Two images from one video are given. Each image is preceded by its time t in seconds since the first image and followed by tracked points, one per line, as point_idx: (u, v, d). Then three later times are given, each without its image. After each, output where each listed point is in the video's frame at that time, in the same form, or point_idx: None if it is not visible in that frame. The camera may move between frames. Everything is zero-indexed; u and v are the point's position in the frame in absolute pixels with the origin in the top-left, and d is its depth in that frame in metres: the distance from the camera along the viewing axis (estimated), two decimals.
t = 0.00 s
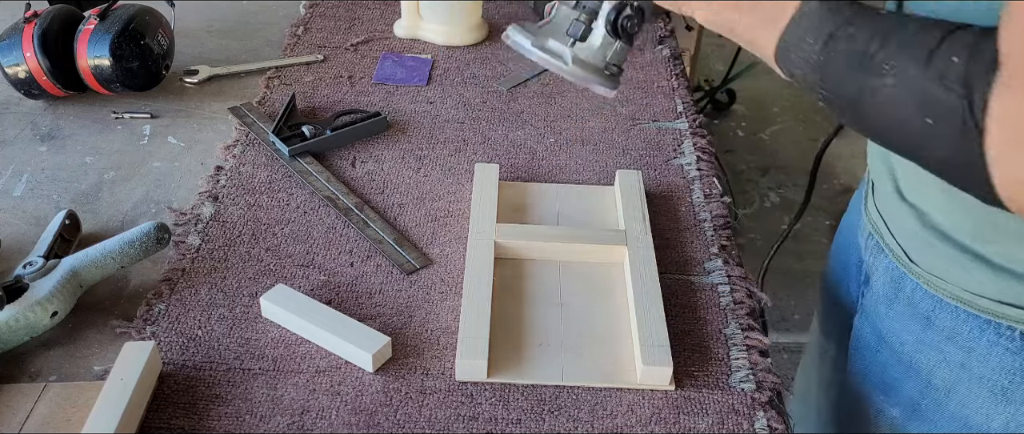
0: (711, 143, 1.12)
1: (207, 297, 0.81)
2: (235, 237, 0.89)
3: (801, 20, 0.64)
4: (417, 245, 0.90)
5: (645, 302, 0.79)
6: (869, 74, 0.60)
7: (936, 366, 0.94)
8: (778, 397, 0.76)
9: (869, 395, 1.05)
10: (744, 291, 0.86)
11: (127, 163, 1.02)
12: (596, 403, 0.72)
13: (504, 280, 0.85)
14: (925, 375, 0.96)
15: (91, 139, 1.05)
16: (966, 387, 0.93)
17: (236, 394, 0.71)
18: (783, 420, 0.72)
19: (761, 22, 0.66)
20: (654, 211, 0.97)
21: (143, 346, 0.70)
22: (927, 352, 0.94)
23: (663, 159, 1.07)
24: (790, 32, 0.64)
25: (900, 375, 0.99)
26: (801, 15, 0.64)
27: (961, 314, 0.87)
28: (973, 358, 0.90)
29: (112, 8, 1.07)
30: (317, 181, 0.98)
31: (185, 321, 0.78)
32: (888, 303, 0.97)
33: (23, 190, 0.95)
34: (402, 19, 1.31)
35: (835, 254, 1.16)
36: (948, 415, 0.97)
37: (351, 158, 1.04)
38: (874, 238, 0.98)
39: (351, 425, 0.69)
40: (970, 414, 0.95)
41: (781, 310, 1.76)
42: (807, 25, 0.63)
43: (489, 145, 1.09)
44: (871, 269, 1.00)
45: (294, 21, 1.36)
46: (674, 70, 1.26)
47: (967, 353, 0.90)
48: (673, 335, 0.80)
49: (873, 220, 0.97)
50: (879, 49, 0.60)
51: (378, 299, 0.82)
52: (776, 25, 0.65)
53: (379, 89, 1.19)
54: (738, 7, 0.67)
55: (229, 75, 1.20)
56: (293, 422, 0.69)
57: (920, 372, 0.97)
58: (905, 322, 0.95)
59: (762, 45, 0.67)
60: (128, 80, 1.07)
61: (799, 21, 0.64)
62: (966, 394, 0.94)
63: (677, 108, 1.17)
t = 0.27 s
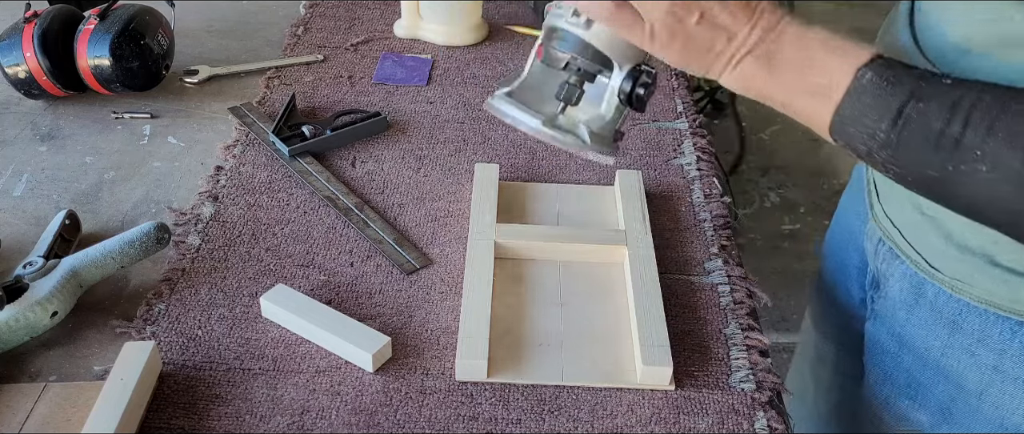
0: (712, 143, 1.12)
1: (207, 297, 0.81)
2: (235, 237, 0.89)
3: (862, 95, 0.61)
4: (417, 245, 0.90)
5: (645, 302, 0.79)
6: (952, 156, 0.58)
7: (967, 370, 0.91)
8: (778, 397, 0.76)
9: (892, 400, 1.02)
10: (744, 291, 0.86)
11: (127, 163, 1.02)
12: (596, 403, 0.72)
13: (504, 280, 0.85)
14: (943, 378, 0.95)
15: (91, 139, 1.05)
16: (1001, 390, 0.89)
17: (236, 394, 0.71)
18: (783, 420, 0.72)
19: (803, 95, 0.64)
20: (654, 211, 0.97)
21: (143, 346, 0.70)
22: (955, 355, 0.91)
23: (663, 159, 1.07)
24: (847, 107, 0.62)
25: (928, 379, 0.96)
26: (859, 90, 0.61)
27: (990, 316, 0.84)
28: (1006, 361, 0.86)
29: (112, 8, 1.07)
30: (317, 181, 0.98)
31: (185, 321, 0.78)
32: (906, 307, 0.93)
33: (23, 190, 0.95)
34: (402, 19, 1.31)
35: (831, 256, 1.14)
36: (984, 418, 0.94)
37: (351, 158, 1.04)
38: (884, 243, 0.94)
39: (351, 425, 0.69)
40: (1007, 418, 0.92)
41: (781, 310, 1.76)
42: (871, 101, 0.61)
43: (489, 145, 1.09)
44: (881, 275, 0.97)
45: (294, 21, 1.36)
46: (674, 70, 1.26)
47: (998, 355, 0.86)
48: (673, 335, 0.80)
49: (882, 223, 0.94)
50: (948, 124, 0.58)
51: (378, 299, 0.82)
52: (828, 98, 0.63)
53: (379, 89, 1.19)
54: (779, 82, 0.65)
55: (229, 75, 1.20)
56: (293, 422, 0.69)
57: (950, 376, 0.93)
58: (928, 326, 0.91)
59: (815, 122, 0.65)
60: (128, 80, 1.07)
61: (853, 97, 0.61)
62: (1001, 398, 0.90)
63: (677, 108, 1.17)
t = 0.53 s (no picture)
0: (711, 143, 1.12)
1: (207, 297, 0.81)
2: (235, 237, 0.89)
3: (866, 147, 0.63)
4: (417, 245, 0.90)
5: (645, 302, 0.79)
6: (963, 215, 0.60)
7: (974, 373, 0.90)
8: (778, 397, 0.76)
9: (895, 404, 1.01)
10: (743, 291, 0.86)
11: (127, 163, 1.02)
12: (596, 403, 0.72)
13: (504, 280, 0.85)
14: (949, 379, 0.93)
15: (91, 139, 1.05)
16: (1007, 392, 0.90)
17: (236, 394, 0.71)
18: (783, 420, 0.72)
19: (807, 141, 0.65)
20: (654, 211, 0.97)
21: (143, 346, 0.70)
22: (963, 359, 0.90)
23: (663, 159, 1.07)
24: (852, 158, 0.64)
25: (933, 383, 0.95)
26: (864, 141, 0.63)
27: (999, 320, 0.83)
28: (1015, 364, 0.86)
29: (112, 8, 1.07)
30: (317, 181, 0.98)
31: (185, 321, 0.78)
32: (912, 313, 0.92)
33: (23, 190, 0.95)
34: (402, 19, 1.31)
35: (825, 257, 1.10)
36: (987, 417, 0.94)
37: (351, 158, 1.04)
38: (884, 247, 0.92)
39: (351, 425, 0.68)
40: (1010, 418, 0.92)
41: (781, 310, 1.71)
42: (874, 153, 0.63)
43: (489, 145, 1.09)
44: (882, 280, 0.94)
45: (294, 21, 1.36)
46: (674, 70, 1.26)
47: (1008, 358, 0.86)
48: (673, 335, 0.80)
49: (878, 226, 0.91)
50: (958, 182, 0.60)
51: (378, 299, 0.82)
52: (828, 146, 0.65)
53: (379, 89, 1.19)
54: (779, 126, 0.67)
55: (229, 75, 1.20)
56: (293, 422, 0.69)
57: (955, 379, 0.93)
58: (934, 331, 0.90)
59: (819, 166, 0.66)
60: (128, 80, 1.07)
61: (858, 149, 0.63)
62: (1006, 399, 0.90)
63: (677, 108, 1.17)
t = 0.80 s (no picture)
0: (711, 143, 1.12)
1: (207, 297, 0.81)
2: (235, 237, 0.89)
3: (935, 232, 0.62)
4: (417, 245, 0.90)
5: (645, 302, 0.79)
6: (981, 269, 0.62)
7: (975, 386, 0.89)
8: (778, 397, 0.75)
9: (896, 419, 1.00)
10: (743, 291, 0.86)
11: (127, 163, 1.02)
12: (596, 402, 0.72)
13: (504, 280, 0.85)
14: (949, 393, 0.92)
15: (91, 139, 1.05)
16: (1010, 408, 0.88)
17: (236, 394, 0.71)
18: (783, 420, 0.72)
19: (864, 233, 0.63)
20: (654, 211, 0.97)
21: (143, 346, 0.70)
22: (962, 371, 0.89)
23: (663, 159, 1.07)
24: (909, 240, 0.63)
25: (934, 397, 0.94)
26: (930, 226, 0.62)
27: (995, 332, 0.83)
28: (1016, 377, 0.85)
29: (112, 8, 1.07)
30: (317, 181, 0.98)
31: (185, 321, 0.78)
32: (911, 324, 0.92)
33: (23, 190, 0.95)
34: (402, 19, 1.32)
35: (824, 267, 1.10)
36: None
37: (351, 158, 1.04)
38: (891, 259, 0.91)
39: (351, 425, 0.68)
40: None
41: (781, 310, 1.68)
42: (944, 239, 0.62)
43: (489, 145, 1.09)
44: (882, 292, 0.95)
45: (294, 21, 1.36)
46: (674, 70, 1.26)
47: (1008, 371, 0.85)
48: (673, 336, 0.80)
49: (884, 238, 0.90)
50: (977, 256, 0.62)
51: (378, 299, 0.82)
52: (892, 238, 0.63)
53: (379, 89, 1.19)
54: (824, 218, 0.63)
55: (229, 75, 1.20)
56: (293, 422, 0.69)
57: (956, 393, 0.92)
58: (932, 342, 0.90)
59: (882, 256, 0.65)
60: (127, 80, 1.07)
61: (927, 235, 0.62)
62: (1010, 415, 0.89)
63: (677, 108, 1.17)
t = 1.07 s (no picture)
0: (711, 143, 1.12)
1: (207, 297, 0.81)
2: (235, 237, 0.89)
3: (967, 397, 0.52)
4: (417, 245, 0.90)
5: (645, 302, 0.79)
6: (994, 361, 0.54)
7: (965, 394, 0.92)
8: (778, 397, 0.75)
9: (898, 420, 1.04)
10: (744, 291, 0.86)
11: (126, 163, 1.02)
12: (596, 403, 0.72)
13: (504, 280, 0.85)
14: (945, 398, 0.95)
15: (91, 139, 1.05)
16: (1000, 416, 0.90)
17: (236, 394, 0.71)
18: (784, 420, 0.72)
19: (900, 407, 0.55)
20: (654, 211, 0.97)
21: (143, 346, 0.70)
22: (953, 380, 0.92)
23: (663, 159, 1.07)
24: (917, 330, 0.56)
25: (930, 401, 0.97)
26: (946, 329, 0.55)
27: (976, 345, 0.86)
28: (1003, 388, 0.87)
29: (112, 8, 1.07)
30: (317, 181, 0.98)
31: (185, 321, 0.78)
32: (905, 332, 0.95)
33: (23, 190, 0.95)
34: (402, 19, 1.32)
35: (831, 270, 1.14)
36: None
37: (351, 158, 1.04)
38: (882, 269, 0.86)
39: (351, 425, 0.68)
40: None
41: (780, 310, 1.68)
42: (981, 399, 0.52)
43: (489, 145, 1.09)
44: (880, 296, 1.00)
45: (294, 21, 1.36)
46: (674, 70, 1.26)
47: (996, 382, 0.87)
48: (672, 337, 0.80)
49: (879, 246, 0.86)
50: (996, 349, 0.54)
51: (378, 299, 0.82)
52: (928, 409, 0.54)
53: (379, 89, 1.19)
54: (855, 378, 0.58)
55: (229, 75, 1.20)
56: (293, 422, 0.69)
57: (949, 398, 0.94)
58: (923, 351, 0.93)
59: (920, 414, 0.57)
60: (127, 80, 1.07)
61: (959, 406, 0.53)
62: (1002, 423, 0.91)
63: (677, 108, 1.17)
